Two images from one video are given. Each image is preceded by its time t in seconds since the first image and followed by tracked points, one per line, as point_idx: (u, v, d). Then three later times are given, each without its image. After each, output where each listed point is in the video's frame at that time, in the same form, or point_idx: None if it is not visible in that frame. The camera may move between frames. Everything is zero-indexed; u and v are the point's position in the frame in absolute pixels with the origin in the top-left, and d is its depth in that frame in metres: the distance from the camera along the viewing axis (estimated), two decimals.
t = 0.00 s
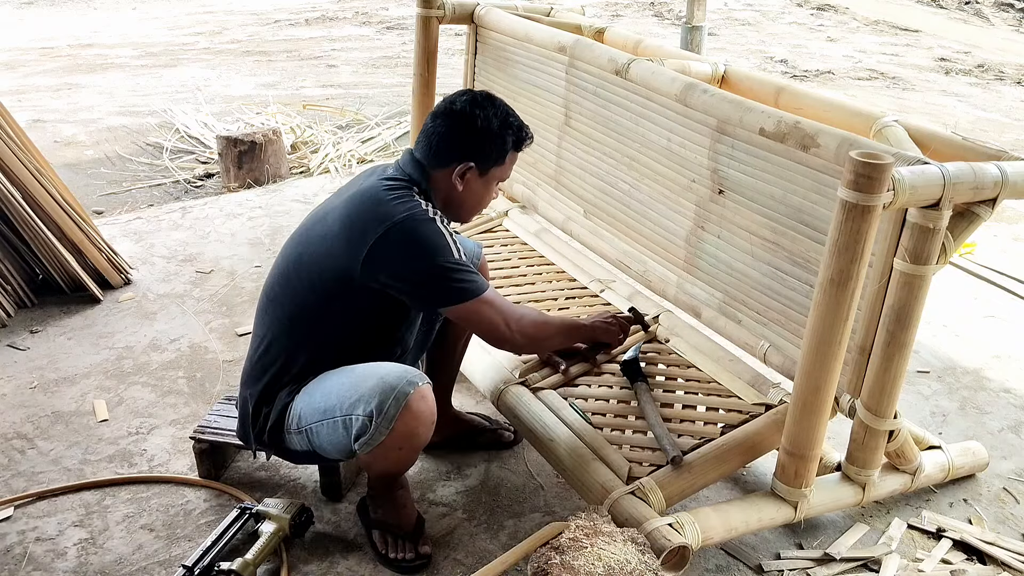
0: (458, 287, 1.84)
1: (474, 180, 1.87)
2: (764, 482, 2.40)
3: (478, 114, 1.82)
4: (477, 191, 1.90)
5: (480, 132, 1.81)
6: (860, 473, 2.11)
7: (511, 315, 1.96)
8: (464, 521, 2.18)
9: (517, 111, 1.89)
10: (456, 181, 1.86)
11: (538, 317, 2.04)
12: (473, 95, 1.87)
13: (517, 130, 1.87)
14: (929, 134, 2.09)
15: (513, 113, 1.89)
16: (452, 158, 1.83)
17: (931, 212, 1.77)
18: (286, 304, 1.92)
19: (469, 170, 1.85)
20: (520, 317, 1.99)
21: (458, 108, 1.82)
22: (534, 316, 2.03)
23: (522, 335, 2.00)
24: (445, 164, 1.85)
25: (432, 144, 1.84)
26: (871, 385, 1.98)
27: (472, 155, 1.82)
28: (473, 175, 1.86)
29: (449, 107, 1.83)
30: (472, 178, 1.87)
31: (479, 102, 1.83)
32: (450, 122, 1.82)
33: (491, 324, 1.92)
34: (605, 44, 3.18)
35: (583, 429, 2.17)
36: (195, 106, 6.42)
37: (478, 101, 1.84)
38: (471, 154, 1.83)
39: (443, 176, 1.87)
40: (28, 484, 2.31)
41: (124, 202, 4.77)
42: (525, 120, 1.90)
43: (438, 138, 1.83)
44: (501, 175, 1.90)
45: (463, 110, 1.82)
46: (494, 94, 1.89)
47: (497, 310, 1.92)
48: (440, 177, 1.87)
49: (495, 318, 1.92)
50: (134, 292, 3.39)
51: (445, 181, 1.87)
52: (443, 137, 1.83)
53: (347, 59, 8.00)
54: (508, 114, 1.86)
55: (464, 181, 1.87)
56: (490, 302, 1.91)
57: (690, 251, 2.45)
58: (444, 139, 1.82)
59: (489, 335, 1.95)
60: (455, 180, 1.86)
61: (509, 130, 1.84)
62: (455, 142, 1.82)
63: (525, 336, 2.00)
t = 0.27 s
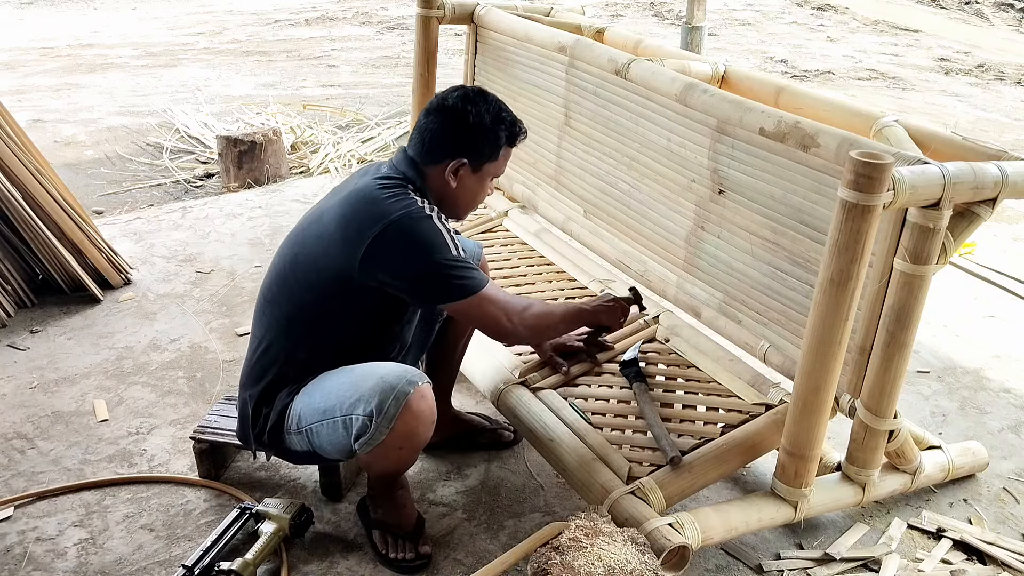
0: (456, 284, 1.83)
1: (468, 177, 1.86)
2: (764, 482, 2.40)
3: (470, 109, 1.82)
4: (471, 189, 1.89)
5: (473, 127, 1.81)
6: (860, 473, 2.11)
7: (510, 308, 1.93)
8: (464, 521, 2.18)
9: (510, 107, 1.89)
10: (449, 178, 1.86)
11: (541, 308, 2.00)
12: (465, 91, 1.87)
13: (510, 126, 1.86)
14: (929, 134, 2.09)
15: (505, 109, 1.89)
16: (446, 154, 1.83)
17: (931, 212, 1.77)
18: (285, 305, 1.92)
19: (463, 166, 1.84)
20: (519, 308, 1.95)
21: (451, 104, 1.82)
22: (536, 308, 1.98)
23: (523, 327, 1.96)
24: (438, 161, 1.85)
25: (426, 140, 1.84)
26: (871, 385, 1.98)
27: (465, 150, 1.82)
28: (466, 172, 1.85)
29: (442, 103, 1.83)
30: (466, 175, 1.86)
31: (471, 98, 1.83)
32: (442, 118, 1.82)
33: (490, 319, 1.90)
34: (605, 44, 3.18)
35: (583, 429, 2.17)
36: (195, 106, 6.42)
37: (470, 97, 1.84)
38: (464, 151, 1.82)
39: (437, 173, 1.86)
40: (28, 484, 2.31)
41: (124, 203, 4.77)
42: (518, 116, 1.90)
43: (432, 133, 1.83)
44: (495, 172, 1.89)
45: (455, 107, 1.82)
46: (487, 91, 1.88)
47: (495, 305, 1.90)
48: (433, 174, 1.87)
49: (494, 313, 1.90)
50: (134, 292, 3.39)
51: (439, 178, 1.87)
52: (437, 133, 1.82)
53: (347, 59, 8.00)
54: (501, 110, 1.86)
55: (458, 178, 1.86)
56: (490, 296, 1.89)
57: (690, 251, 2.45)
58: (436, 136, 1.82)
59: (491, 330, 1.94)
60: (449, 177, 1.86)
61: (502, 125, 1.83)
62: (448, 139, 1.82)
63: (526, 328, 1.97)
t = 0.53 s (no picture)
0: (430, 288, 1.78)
1: (457, 179, 1.85)
2: (764, 482, 2.40)
3: (472, 113, 1.81)
4: (459, 191, 1.87)
5: (472, 130, 1.80)
6: (860, 473, 2.11)
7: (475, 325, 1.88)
8: (464, 521, 2.18)
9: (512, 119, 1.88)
10: (439, 177, 1.84)
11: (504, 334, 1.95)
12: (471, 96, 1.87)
13: (509, 137, 1.85)
14: (929, 134, 2.09)
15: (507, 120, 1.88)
16: (441, 152, 1.82)
17: (931, 212, 1.77)
18: (276, 302, 1.92)
19: (455, 166, 1.82)
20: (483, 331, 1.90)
21: (454, 104, 1.82)
22: (501, 332, 1.94)
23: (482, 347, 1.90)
24: (431, 158, 1.83)
25: (423, 135, 1.83)
26: (871, 385, 1.98)
27: (459, 151, 1.80)
28: (457, 173, 1.84)
29: (445, 103, 1.83)
30: (456, 176, 1.84)
31: (475, 103, 1.83)
32: (443, 117, 1.81)
33: (451, 330, 1.84)
34: (605, 44, 3.18)
35: (583, 429, 2.17)
36: (195, 106, 6.42)
37: (474, 101, 1.83)
38: (458, 152, 1.81)
39: (429, 169, 1.84)
40: (29, 484, 2.31)
41: (124, 203, 4.77)
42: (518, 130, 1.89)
43: (430, 129, 1.82)
44: (487, 179, 1.88)
45: (458, 108, 1.82)
46: (493, 100, 1.88)
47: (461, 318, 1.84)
48: (424, 170, 1.85)
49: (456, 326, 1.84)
50: (134, 292, 3.39)
51: (429, 175, 1.85)
52: (434, 129, 1.82)
53: (347, 59, 8.00)
54: (503, 120, 1.85)
55: (448, 178, 1.84)
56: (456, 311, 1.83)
57: (690, 251, 2.45)
58: (434, 133, 1.81)
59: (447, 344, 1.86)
60: (438, 176, 1.84)
61: (500, 134, 1.82)
62: (444, 137, 1.81)
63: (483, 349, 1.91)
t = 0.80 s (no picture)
0: (397, 301, 1.76)
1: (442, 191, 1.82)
2: (764, 482, 2.40)
3: (464, 126, 1.79)
4: (442, 203, 1.85)
5: (462, 142, 1.78)
6: (860, 473, 2.11)
7: (435, 351, 1.86)
8: (464, 521, 2.18)
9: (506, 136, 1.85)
10: (423, 187, 1.82)
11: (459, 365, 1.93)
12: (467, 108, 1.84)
13: (499, 155, 1.83)
14: (929, 134, 2.09)
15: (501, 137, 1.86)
16: (428, 160, 1.79)
17: (931, 212, 1.77)
18: (259, 309, 1.92)
19: (440, 177, 1.80)
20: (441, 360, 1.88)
21: (447, 115, 1.80)
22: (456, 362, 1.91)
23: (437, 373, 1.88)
24: (418, 166, 1.81)
25: (414, 142, 1.81)
26: (871, 385, 1.98)
27: (447, 162, 1.78)
28: (442, 185, 1.81)
29: (439, 112, 1.81)
30: (440, 188, 1.81)
31: (469, 115, 1.81)
32: (435, 126, 1.79)
33: (411, 353, 1.81)
34: (605, 44, 3.18)
35: (583, 429, 2.17)
36: (195, 106, 6.42)
37: (468, 114, 1.81)
38: (445, 163, 1.78)
39: (414, 176, 1.82)
40: (29, 484, 2.31)
41: (124, 203, 4.77)
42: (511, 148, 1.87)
43: (421, 136, 1.80)
44: (472, 195, 1.86)
45: (451, 119, 1.79)
46: (490, 115, 1.86)
47: (423, 342, 1.82)
48: (409, 177, 1.83)
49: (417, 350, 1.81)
50: (134, 292, 3.39)
51: (412, 183, 1.83)
52: (425, 137, 1.80)
53: (347, 59, 8.00)
54: (496, 137, 1.82)
55: (432, 189, 1.82)
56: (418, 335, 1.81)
57: (690, 251, 2.45)
58: (424, 141, 1.79)
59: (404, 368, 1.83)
60: (423, 185, 1.81)
61: (491, 152, 1.80)
62: (432, 147, 1.79)
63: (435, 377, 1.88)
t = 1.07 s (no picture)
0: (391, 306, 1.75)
1: (442, 193, 1.82)
2: (764, 482, 2.40)
3: (464, 128, 1.79)
4: (442, 205, 1.85)
5: (461, 145, 1.78)
6: (860, 473, 2.11)
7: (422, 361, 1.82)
8: (464, 520, 2.18)
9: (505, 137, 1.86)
10: (422, 190, 1.82)
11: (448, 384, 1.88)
12: (464, 109, 1.85)
13: (499, 158, 1.83)
14: (929, 134, 2.09)
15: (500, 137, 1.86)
16: (427, 164, 1.79)
17: (931, 212, 1.77)
18: (255, 312, 1.92)
19: (440, 180, 1.80)
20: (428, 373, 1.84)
21: (446, 118, 1.80)
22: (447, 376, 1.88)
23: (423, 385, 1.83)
24: (418, 169, 1.81)
25: (412, 146, 1.81)
26: (871, 385, 1.98)
27: (446, 165, 1.78)
28: (441, 188, 1.82)
29: (437, 115, 1.81)
30: (439, 190, 1.82)
31: (468, 117, 1.81)
32: (434, 129, 1.79)
33: (396, 359, 1.78)
34: (605, 44, 3.18)
35: (583, 429, 2.17)
36: (195, 106, 6.42)
37: (468, 116, 1.81)
38: (445, 167, 1.79)
39: (414, 180, 1.82)
40: (28, 484, 2.31)
41: (124, 203, 4.77)
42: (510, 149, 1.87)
43: (419, 141, 1.80)
44: (472, 198, 1.86)
45: (450, 121, 1.80)
46: (489, 116, 1.86)
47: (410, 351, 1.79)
48: (408, 180, 1.83)
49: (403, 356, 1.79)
50: (134, 292, 3.39)
51: (412, 186, 1.83)
52: (423, 142, 1.79)
53: (347, 59, 8.00)
54: (496, 140, 1.83)
55: (432, 192, 1.82)
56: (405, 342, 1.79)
57: (690, 251, 2.45)
58: (422, 144, 1.79)
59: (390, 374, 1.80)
60: (423, 189, 1.81)
61: (491, 155, 1.80)
62: (431, 150, 1.78)
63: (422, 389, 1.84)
